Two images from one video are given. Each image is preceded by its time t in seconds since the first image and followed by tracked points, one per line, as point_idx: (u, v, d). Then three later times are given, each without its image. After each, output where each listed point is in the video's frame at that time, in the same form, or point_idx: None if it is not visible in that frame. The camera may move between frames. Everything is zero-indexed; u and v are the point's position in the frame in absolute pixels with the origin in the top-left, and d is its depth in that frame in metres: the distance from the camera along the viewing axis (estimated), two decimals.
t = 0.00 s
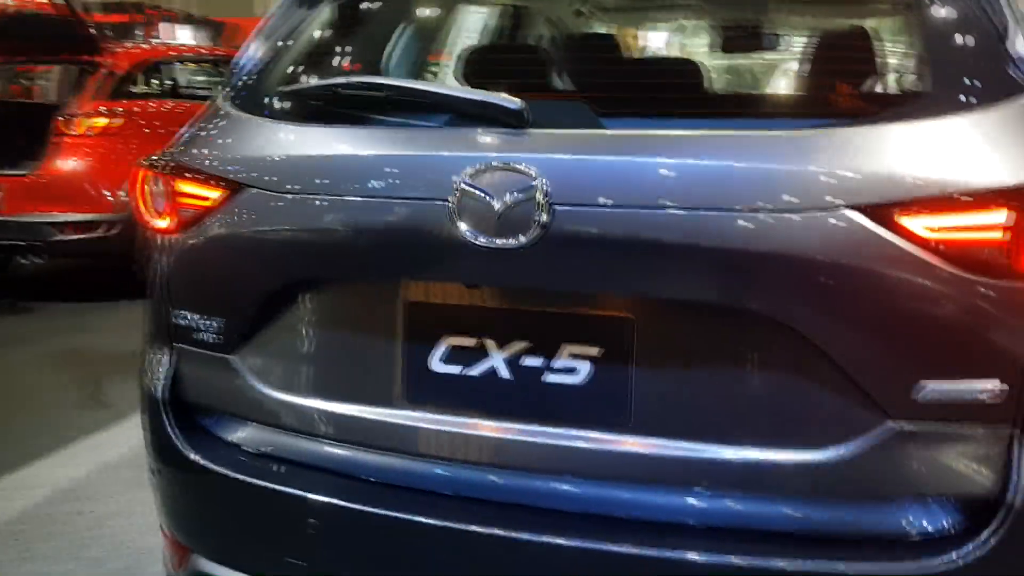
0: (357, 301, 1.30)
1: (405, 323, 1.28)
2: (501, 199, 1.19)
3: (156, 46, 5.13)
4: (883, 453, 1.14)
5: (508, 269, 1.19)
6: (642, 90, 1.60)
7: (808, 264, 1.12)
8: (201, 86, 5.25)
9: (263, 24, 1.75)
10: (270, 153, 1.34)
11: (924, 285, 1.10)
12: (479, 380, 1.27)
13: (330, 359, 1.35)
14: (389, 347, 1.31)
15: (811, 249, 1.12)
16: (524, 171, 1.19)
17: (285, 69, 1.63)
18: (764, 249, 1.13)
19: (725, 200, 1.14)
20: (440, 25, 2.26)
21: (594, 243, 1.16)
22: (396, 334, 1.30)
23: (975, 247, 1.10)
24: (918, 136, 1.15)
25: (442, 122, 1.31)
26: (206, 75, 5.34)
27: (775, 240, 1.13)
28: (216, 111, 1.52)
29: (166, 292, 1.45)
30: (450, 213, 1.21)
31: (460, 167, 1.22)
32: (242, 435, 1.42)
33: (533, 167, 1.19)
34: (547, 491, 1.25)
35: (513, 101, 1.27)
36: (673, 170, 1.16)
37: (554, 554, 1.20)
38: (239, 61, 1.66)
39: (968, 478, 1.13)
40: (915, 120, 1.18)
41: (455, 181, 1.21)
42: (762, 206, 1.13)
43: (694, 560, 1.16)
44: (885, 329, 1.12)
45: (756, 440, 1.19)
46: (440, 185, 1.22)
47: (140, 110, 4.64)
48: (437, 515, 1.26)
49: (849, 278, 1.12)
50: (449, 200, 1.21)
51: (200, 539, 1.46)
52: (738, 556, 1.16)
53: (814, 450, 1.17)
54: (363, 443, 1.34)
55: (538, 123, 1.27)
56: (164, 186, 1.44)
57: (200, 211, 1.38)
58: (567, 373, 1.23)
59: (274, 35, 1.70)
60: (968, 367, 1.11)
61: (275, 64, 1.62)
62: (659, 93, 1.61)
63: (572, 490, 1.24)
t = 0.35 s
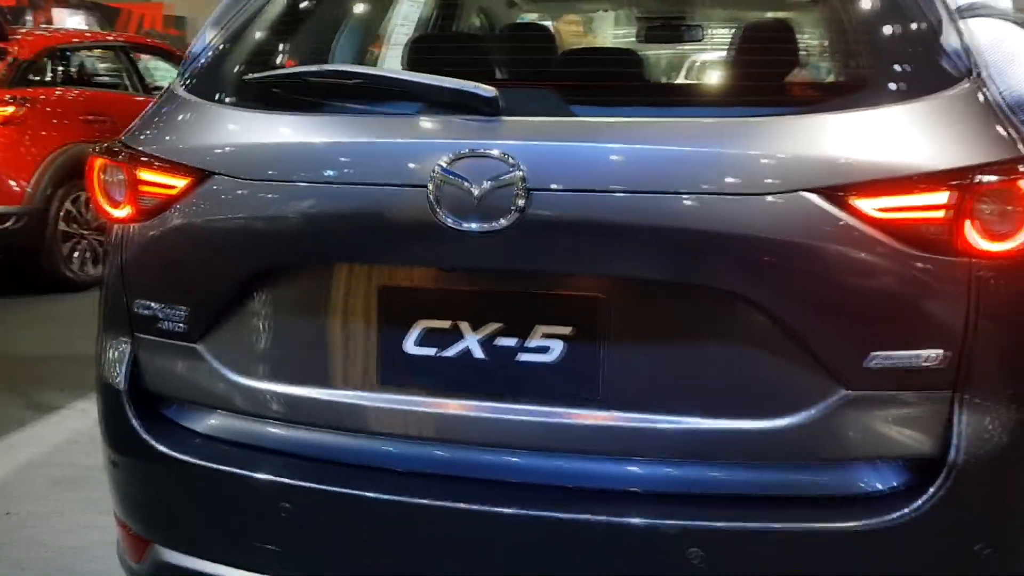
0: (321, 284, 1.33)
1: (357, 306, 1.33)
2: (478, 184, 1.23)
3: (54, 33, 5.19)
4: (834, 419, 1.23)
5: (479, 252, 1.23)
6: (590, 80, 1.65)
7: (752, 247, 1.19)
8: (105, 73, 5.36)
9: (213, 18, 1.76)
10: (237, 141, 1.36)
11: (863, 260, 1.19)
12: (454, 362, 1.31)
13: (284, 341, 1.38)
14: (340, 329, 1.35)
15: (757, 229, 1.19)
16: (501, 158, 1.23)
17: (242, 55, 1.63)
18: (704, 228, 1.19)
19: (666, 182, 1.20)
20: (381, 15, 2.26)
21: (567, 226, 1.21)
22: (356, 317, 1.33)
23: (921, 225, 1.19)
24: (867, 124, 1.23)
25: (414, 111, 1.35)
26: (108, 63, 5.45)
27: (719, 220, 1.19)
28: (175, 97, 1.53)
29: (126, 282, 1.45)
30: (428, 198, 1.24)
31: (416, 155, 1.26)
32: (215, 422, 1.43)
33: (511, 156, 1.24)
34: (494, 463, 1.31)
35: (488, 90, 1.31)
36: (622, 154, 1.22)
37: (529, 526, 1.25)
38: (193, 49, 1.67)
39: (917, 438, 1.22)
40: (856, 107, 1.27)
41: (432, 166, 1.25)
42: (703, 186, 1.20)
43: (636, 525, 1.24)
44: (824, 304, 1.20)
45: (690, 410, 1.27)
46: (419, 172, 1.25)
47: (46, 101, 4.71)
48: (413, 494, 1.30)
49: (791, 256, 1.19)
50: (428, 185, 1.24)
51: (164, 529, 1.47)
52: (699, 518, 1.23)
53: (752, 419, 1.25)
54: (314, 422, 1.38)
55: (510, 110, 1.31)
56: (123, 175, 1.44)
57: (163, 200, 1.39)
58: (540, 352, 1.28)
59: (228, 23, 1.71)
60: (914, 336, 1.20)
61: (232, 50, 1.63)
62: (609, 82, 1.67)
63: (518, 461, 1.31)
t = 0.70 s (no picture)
0: (301, 251, 1.40)
1: (323, 267, 1.40)
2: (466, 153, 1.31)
3: None
4: (794, 367, 1.33)
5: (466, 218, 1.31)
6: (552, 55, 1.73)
7: (705, 210, 1.29)
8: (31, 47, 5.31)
9: None
10: (226, 111, 1.41)
11: (814, 222, 1.30)
12: (439, 322, 1.38)
13: (256, 306, 1.44)
14: (313, 290, 1.41)
15: (721, 194, 1.29)
16: (489, 128, 1.31)
17: (215, 26, 1.69)
18: (654, 192, 1.29)
19: (621, 150, 1.30)
20: None
21: (550, 192, 1.30)
22: (326, 278, 1.40)
23: (871, 189, 1.30)
24: (823, 96, 1.34)
25: (400, 83, 1.41)
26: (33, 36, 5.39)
27: (686, 185, 1.29)
28: (155, 66, 1.57)
29: (110, 250, 1.49)
30: (417, 166, 1.32)
31: (383, 125, 1.34)
32: (206, 384, 1.48)
33: (498, 126, 1.31)
34: (459, 415, 1.40)
35: (472, 64, 1.39)
36: (580, 125, 1.31)
37: (514, 473, 1.35)
38: (167, 23, 1.74)
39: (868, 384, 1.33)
40: (810, 80, 1.38)
41: (422, 136, 1.32)
42: (663, 154, 1.30)
43: (594, 469, 1.33)
44: (783, 263, 1.31)
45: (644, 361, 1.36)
46: (407, 141, 1.32)
47: None
48: (403, 447, 1.38)
49: (742, 219, 1.29)
50: (418, 153, 1.32)
51: (155, 488, 1.52)
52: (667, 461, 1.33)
53: (715, 368, 1.35)
54: (288, 380, 1.45)
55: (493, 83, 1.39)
56: (106, 145, 1.48)
57: (149, 169, 1.44)
58: (522, 312, 1.36)
59: None
60: (865, 291, 1.31)
61: (205, 23, 1.68)
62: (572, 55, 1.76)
63: (485, 413, 1.39)
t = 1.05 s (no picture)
0: (307, 222, 1.47)
1: (314, 241, 1.48)
2: (472, 132, 1.39)
3: None
4: (775, 331, 1.43)
5: (472, 193, 1.40)
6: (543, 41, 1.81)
7: (677, 183, 1.39)
8: None
9: None
10: (239, 92, 1.47)
11: (790, 193, 1.40)
12: (445, 292, 1.47)
13: (253, 280, 1.51)
14: (315, 262, 1.49)
15: (708, 169, 1.39)
16: (496, 110, 1.39)
17: (219, 13, 1.72)
18: (630, 165, 1.38)
19: (604, 130, 1.39)
20: None
21: (553, 169, 1.39)
22: (317, 250, 1.48)
23: (846, 165, 1.41)
24: (803, 78, 1.45)
25: (406, 66, 1.49)
26: None
27: (674, 160, 1.38)
28: (164, 50, 1.63)
29: (123, 227, 1.55)
30: (427, 145, 1.40)
31: (375, 107, 1.42)
32: (218, 355, 1.55)
33: (505, 108, 1.40)
34: (446, 376, 1.48)
35: (476, 47, 1.47)
36: (565, 104, 1.40)
37: (520, 432, 1.45)
38: (171, 8, 1.77)
39: (844, 345, 1.44)
40: (789, 61, 1.48)
41: (432, 115, 1.40)
42: (644, 131, 1.39)
43: (576, 426, 1.44)
44: (764, 233, 1.41)
45: (627, 326, 1.46)
46: (418, 120, 1.41)
47: None
48: (414, 410, 1.47)
49: (721, 192, 1.39)
50: (427, 133, 1.40)
51: (170, 456, 1.59)
52: (664, 420, 1.43)
53: (703, 333, 1.45)
54: (292, 348, 1.52)
55: (494, 65, 1.48)
56: (117, 127, 1.54)
57: (161, 150, 1.50)
58: (524, 282, 1.45)
59: None
60: (840, 259, 1.42)
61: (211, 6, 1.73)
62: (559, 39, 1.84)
63: (471, 375, 1.48)
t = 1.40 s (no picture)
0: (314, 223, 1.54)
1: (319, 242, 1.54)
2: (480, 137, 1.47)
3: None
4: (766, 323, 1.51)
5: (479, 195, 1.48)
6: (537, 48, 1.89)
7: (667, 183, 1.47)
8: None
9: None
10: (244, 102, 1.54)
11: (778, 192, 1.48)
12: (453, 289, 1.54)
13: (261, 281, 1.58)
14: (324, 263, 1.55)
15: (701, 171, 1.47)
16: (504, 116, 1.47)
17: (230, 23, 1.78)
18: (620, 167, 1.46)
19: (595, 134, 1.47)
20: None
21: (557, 172, 1.46)
22: (322, 250, 1.55)
23: (832, 165, 1.49)
24: (793, 83, 1.53)
25: (418, 74, 1.55)
26: None
27: (669, 162, 1.46)
28: (175, 59, 1.69)
29: (140, 231, 1.61)
30: (438, 150, 1.47)
31: (376, 113, 1.50)
32: (233, 353, 1.60)
33: (513, 115, 1.47)
34: (440, 369, 1.56)
35: (483, 58, 1.52)
36: (558, 110, 1.47)
37: (527, 422, 1.52)
38: (180, 19, 1.82)
39: (831, 335, 1.53)
40: (774, 67, 1.56)
41: (444, 122, 1.48)
42: (634, 135, 1.47)
43: (566, 416, 1.51)
44: (755, 231, 1.49)
45: (624, 318, 1.53)
46: (428, 126, 1.48)
47: None
48: (424, 403, 1.54)
49: (709, 191, 1.47)
50: (436, 138, 1.47)
51: (186, 451, 1.65)
52: (664, 409, 1.51)
53: (699, 325, 1.52)
54: (304, 345, 1.58)
55: (499, 73, 1.54)
56: (135, 134, 1.60)
57: (177, 157, 1.57)
58: (529, 279, 1.52)
59: None
60: (827, 254, 1.50)
61: (222, 17, 1.79)
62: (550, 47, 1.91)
63: (466, 368, 1.55)
